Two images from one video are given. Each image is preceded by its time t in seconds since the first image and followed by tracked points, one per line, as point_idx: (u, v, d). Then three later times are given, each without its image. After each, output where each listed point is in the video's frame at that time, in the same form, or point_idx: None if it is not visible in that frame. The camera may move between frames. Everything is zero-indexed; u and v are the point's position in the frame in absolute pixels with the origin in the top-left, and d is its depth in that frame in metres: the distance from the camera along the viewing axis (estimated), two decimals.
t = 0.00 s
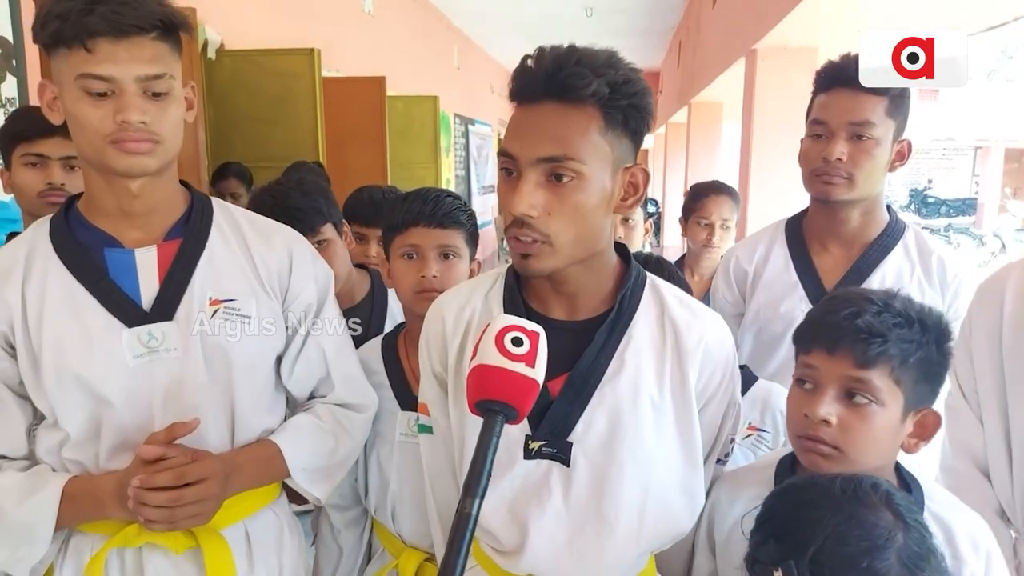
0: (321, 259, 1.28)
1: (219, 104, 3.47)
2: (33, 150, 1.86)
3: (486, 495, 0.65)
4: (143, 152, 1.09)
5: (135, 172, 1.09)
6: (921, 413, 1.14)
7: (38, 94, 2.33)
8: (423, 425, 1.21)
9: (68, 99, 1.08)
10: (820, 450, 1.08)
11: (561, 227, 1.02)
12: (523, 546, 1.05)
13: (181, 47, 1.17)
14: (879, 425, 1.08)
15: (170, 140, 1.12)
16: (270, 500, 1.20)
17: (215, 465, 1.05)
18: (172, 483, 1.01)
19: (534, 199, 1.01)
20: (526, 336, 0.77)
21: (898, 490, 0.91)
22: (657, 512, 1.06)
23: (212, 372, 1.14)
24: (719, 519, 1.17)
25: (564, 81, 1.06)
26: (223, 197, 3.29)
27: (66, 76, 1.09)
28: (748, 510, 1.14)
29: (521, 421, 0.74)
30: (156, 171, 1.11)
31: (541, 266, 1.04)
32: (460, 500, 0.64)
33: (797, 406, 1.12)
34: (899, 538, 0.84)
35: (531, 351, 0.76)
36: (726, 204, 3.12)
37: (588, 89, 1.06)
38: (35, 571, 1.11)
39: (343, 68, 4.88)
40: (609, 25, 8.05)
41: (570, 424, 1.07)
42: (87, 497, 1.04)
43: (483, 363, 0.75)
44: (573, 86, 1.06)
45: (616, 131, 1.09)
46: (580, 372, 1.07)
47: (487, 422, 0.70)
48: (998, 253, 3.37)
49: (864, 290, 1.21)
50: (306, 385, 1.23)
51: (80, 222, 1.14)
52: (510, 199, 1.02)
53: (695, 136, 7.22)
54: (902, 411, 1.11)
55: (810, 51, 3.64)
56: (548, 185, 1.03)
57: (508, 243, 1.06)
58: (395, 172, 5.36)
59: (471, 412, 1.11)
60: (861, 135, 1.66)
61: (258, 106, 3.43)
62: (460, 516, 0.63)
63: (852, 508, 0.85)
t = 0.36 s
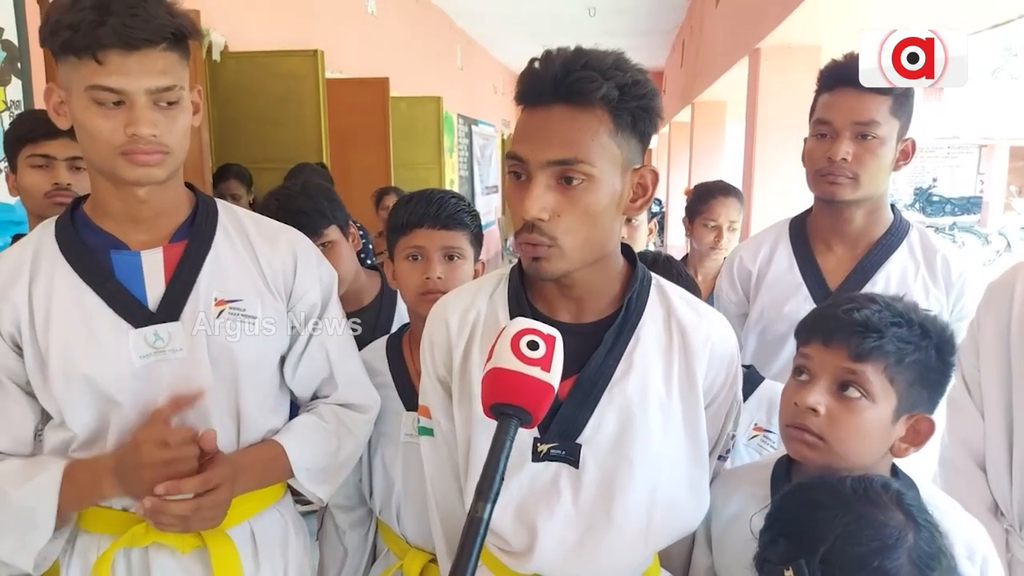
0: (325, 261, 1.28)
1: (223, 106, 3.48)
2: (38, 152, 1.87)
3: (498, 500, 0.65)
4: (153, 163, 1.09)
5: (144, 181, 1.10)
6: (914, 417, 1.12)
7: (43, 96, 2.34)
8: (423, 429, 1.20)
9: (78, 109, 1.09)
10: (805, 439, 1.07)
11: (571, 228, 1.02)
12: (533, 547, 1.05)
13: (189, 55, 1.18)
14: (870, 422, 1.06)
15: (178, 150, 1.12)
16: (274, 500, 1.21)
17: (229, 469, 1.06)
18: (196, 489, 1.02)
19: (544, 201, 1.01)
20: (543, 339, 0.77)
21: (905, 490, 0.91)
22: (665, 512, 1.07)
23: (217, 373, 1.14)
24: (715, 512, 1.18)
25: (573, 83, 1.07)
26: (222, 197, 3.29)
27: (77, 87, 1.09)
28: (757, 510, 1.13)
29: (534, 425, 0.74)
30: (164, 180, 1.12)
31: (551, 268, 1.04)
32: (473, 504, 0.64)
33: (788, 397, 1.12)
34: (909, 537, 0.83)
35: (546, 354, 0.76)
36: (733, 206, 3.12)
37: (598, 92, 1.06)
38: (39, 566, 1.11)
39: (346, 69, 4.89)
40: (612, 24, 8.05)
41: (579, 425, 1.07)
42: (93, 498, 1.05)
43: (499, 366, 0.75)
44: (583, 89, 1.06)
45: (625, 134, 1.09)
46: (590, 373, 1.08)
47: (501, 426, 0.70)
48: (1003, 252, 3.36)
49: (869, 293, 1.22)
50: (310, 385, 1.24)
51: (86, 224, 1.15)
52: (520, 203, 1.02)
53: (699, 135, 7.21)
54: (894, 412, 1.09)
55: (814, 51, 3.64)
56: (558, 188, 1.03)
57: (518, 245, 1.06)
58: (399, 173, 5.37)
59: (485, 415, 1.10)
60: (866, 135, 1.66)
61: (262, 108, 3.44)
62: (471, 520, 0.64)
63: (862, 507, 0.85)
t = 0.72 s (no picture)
0: (324, 255, 1.27)
1: (222, 105, 3.49)
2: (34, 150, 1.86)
3: (500, 503, 0.65)
4: (165, 176, 1.09)
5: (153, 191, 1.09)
6: (924, 420, 1.11)
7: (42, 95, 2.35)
8: (428, 427, 1.20)
9: (83, 127, 1.04)
10: (812, 434, 1.08)
11: (573, 212, 1.02)
12: (534, 543, 1.05)
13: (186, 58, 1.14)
14: (878, 420, 1.06)
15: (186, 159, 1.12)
16: (274, 495, 1.21)
17: (210, 462, 1.04)
18: (165, 481, 1.01)
19: (547, 182, 1.01)
20: (548, 344, 0.77)
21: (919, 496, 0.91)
22: (665, 508, 1.07)
23: (216, 367, 1.15)
24: (718, 515, 1.18)
25: (580, 72, 1.08)
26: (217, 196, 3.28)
27: (80, 105, 1.04)
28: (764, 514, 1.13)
29: (539, 429, 0.74)
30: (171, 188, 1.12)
31: (552, 253, 1.04)
32: (475, 507, 0.64)
33: (798, 392, 1.11)
34: (923, 543, 0.84)
35: (551, 358, 0.77)
36: (732, 207, 3.12)
37: (605, 79, 1.08)
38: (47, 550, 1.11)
39: (346, 69, 4.89)
40: (612, 26, 8.06)
41: (579, 421, 1.07)
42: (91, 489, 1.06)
43: (503, 371, 0.75)
44: (590, 77, 1.08)
45: (630, 124, 1.10)
46: (591, 367, 1.08)
47: (505, 429, 0.70)
48: (1002, 254, 3.37)
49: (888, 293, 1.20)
50: (310, 379, 1.24)
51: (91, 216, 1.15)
52: (523, 183, 1.02)
53: (698, 137, 7.22)
54: (904, 413, 1.08)
55: (813, 53, 3.65)
56: (562, 171, 1.03)
57: (520, 230, 1.06)
58: (398, 173, 5.38)
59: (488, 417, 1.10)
60: (865, 137, 1.66)
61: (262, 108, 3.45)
62: (473, 523, 0.63)
63: (876, 513, 0.85)
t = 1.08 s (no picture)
0: (325, 254, 1.28)
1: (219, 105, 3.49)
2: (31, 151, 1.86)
3: (502, 504, 0.66)
4: (167, 173, 1.10)
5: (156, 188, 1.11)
6: (935, 426, 1.12)
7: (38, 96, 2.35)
8: (430, 425, 1.24)
9: (86, 125, 1.05)
10: (822, 445, 1.09)
11: (578, 213, 1.03)
12: (534, 541, 1.07)
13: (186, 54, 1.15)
14: (890, 431, 1.07)
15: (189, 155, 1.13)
16: (276, 493, 1.22)
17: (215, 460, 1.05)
18: (169, 480, 1.02)
19: (552, 183, 1.02)
20: (549, 345, 0.78)
21: (935, 504, 0.90)
22: (665, 506, 1.08)
23: (219, 365, 1.15)
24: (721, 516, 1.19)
25: (585, 74, 1.09)
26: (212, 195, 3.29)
27: (84, 102, 1.05)
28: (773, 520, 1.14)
29: (540, 430, 0.75)
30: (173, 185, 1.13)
31: (557, 253, 1.05)
32: (477, 509, 0.65)
33: (809, 404, 1.12)
34: (935, 549, 0.82)
35: (553, 360, 0.78)
36: (727, 208, 3.14)
37: (609, 81, 1.09)
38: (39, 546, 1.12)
39: (343, 69, 4.90)
40: (609, 27, 8.08)
41: (580, 419, 1.08)
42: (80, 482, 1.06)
43: (504, 372, 0.76)
44: (594, 79, 1.09)
45: (634, 125, 1.11)
46: (592, 366, 1.09)
47: (505, 430, 0.71)
48: (996, 255, 3.39)
49: (895, 297, 1.20)
50: (311, 378, 1.25)
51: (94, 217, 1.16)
52: (528, 184, 1.03)
53: (694, 138, 7.25)
54: (914, 423, 1.09)
55: (810, 54, 3.66)
56: (567, 172, 1.04)
57: (525, 230, 1.07)
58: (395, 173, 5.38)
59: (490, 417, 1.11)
60: (860, 139, 1.67)
61: (260, 108, 3.46)
62: (474, 524, 0.64)
63: (886, 518, 0.85)
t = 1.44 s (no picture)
0: (325, 254, 1.28)
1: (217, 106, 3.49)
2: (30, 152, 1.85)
3: (505, 507, 0.66)
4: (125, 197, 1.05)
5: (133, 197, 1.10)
6: (947, 430, 1.12)
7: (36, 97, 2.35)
8: (440, 424, 1.22)
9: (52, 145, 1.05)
10: (834, 447, 1.08)
11: (587, 221, 1.03)
12: (543, 542, 1.07)
13: (152, 68, 1.07)
14: (901, 435, 1.06)
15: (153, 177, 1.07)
16: (274, 495, 1.21)
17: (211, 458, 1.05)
18: (164, 477, 1.01)
19: (561, 191, 1.02)
20: (554, 345, 0.78)
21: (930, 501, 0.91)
22: (676, 508, 1.07)
23: (218, 366, 1.15)
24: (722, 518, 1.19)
25: (593, 79, 1.08)
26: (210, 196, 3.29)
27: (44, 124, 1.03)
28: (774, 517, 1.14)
29: (545, 431, 0.75)
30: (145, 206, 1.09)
31: (566, 261, 1.05)
32: (480, 511, 0.65)
33: (820, 405, 1.12)
34: (933, 549, 0.83)
35: (558, 361, 0.77)
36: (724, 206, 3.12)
37: (618, 87, 1.08)
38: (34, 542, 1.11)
39: (341, 70, 4.90)
40: (608, 27, 8.09)
41: (591, 421, 1.08)
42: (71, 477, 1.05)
43: (509, 374, 0.76)
44: (602, 86, 1.08)
45: (644, 130, 1.10)
46: (603, 369, 1.08)
47: (510, 433, 0.71)
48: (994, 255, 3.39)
49: (907, 301, 1.19)
50: (311, 379, 1.24)
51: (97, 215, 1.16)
52: (536, 193, 1.03)
53: (692, 138, 7.26)
54: (926, 427, 1.09)
55: (808, 55, 3.66)
56: (575, 180, 1.04)
57: (534, 237, 1.07)
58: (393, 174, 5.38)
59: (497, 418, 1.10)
60: (856, 139, 1.67)
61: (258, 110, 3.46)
62: (477, 526, 0.65)
63: (884, 517, 0.85)
